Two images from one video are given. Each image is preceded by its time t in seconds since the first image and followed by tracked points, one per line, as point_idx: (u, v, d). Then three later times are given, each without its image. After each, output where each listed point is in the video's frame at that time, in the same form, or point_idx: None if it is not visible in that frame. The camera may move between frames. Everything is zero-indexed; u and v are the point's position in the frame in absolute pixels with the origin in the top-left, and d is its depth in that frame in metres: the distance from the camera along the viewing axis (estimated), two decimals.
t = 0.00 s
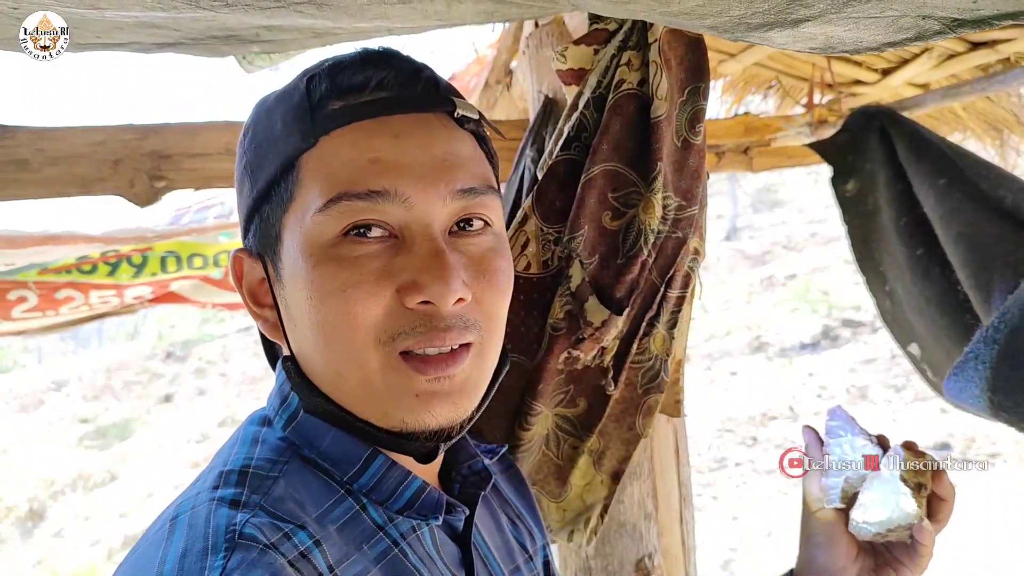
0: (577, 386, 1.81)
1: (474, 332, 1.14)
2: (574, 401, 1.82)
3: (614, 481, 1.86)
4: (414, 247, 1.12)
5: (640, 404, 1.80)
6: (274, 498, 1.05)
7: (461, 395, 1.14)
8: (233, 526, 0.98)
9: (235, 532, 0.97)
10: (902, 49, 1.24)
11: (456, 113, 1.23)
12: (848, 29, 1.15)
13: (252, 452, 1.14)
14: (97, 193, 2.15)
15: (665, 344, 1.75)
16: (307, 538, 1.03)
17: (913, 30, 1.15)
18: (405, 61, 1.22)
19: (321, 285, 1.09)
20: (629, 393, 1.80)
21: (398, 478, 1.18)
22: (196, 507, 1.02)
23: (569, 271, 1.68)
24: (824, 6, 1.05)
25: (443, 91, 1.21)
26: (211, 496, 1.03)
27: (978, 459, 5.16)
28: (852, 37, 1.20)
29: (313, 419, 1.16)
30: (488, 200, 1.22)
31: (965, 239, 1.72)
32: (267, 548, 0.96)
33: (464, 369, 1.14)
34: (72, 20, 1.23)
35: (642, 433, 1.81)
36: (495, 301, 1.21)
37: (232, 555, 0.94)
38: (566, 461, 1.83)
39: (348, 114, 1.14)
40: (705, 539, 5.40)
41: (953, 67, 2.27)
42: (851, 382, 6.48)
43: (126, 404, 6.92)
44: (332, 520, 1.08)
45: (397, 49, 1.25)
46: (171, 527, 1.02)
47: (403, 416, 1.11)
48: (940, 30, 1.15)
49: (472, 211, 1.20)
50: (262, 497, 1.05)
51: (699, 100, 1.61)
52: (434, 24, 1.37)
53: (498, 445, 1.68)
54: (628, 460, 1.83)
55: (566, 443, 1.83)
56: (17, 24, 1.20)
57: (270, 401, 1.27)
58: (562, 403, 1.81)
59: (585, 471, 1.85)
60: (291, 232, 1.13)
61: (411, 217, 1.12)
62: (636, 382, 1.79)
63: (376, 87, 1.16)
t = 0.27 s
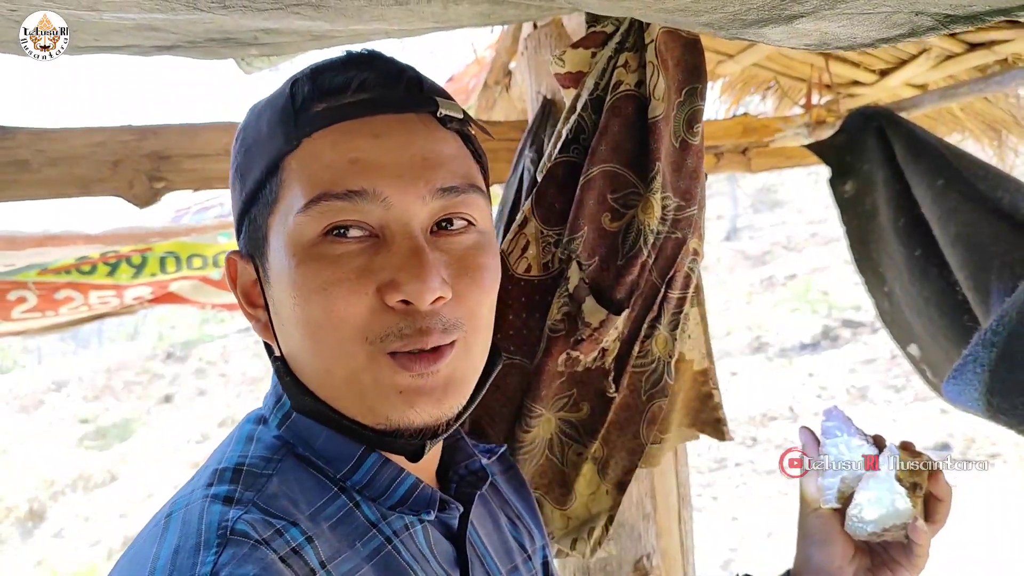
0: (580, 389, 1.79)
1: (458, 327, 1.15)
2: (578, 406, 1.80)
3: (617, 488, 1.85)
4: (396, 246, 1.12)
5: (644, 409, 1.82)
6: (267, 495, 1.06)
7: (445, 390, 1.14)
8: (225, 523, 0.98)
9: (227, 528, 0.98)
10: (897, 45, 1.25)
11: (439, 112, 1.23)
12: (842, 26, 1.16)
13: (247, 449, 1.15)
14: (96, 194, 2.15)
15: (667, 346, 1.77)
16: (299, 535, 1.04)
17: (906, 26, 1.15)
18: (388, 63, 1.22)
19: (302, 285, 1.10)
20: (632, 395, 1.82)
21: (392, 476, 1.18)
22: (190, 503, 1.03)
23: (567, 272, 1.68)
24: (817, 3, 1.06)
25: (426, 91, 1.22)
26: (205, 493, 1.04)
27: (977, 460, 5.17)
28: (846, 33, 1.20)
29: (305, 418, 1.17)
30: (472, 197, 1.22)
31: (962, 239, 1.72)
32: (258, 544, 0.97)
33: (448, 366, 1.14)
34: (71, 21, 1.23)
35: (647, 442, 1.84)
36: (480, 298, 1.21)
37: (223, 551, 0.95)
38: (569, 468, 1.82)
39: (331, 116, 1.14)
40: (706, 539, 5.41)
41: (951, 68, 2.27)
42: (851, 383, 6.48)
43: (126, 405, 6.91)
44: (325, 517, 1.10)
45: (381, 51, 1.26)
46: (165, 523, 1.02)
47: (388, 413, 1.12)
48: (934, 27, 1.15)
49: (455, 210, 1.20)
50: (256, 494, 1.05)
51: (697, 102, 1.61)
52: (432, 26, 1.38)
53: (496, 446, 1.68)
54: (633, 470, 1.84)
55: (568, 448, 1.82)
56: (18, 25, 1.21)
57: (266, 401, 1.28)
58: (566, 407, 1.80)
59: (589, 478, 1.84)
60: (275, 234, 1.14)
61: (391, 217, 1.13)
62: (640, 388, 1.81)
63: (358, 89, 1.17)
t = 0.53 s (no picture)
0: (576, 389, 1.81)
1: (450, 335, 1.15)
2: (574, 405, 1.82)
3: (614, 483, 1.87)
4: (390, 252, 1.12)
5: (639, 408, 1.80)
6: (265, 493, 1.07)
7: (437, 398, 1.14)
8: (222, 519, 0.98)
9: (223, 524, 0.98)
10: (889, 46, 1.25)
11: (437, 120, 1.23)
12: (834, 26, 1.16)
13: (248, 448, 1.16)
14: (95, 196, 2.16)
15: (662, 348, 1.76)
16: (295, 532, 1.04)
17: (898, 27, 1.15)
18: (389, 70, 1.22)
19: (297, 290, 1.11)
20: (627, 396, 1.80)
21: (388, 476, 1.19)
22: (189, 499, 1.04)
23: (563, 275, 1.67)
24: (809, 4, 1.06)
25: (425, 99, 1.22)
26: (204, 489, 1.05)
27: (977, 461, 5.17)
28: (839, 34, 1.20)
29: (303, 419, 1.17)
30: (469, 205, 1.22)
31: (961, 242, 1.73)
32: (253, 540, 0.97)
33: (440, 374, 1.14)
34: (72, 21, 1.21)
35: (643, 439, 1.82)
36: (476, 306, 1.21)
37: (218, 546, 0.94)
38: (568, 465, 1.83)
39: (329, 123, 1.15)
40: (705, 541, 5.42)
41: (948, 70, 2.27)
42: (851, 384, 6.48)
43: (125, 406, 6.91)
44: (322, 516, 1.10)
45: (384, 59, 1.26)
46: (163, 519, 1.03)
47: (380, 419, 1.13)
48: (925, 28, 1.15)
49: (450, 218, 1.19)
50: (254, 491, 1.06)
51: (694, 106, 1.60)
52: (429, 30, 1.39)
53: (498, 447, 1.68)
54: (630, 465, 1.84)
55: (567, 447, 1.83)
56: (17, 24, 1.18)
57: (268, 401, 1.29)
58: (562, 406, 1.81)
59: (587, 475, 1.86)
60: (274, 238, 1.15)
61: (385, 224, 1.13)
62: (635, 387, 1.80)
63: (356, 96, 1.17)
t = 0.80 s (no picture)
0: (570, 390, 1.79)
1: (447, 341, 1.16)
2: (569, 405, 1.81)
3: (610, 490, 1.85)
4: (390, 259, 1.13)
5: (633, 412, 1.80)
6: (265, 492, 1.07)
7: (433, 403, 1.15)
8: (222, 517, 0.99)
9: (223, 522, 0.98)
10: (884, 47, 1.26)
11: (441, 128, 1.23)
12: (828, 27, 1.17)
13: (250, 447, 1.17)
14: (95, 198, 2.16)
15: (654, 351, 1.76)
16: (294, 531, 1.05)
17: (891, 27, 1.16)
18: (395, 79, 1.23)
19: (298, 295, 1.12)
20: (621, 399, 1.80)
21: (387, 477, 1.19)
22: (191, 498, 1.04)
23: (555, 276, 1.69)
24: (803, 3, 1.07)
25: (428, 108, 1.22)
26: (206, 488, 1.05)
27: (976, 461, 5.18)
28: (832, 35, 1.21)
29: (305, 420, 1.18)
30: (471, 213, 1.22)
31: (954, 242, 1.73)
32: (252, 538, 0.98)
33: (437, 380, 1.15)
34: (72, 21, 1.20)
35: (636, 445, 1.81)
36: (475, 313, 1.21)
37: (218, 543, 0.95)
38: (564, 466, 1.83)
39: (333, 131, 1.16)
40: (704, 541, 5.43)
41: (945, 72, 2.28)
42: (850, 384, 6.49)
43: (125, 406, 6.90)
44: (322, 515, 1.11)
45: (390, 67, 1.26)
46: (166, 517, 1.04)
47: (377, 424, 1.14)
48: (918, 28, 1.16)
49: (451, 227, 1.19)
50: (255, 490, 1.07)
51: (687, 112, 1.60)
52: (427, 32, 1.39)
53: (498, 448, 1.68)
54: (625, 471, 1.83)
55: (563, 447, 1.83)
56: (18, 23, 1.18)
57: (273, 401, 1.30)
58: (557, 407, 1.81)
59: (584, 479, 1.85)
60: (277, 243, 1.17)
61: (386, 231, 1.14)
62: (629, 391, 1.80)
63: (361, 105, 1.18)
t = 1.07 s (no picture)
0: (565, 391, 1.79)
1: (462, 328, 1.17)
2: (565, 408, 1.81)
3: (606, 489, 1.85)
4: (403, 251, 1.15)
5: (630, 415, 1.79)
6: (271, 490, 1.08)
7: (450, 390, 1.16)
8: (228, 514, 1.00)
9: (230, 518, 0.99)
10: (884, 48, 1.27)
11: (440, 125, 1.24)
12: (830, 29, 1.17)
13: (256, 446, 1.17)
14: (95, 200, 2.16)
15: (649, 355, 1.77)
16: (299, 528, 1.05)
17: (892, 28, 1.17)
18: (392, 78, 1.24)
19: (312, 290, 1.12)
20: (616, 403, 1.81)
21: (392, 475, 1.20)
22: (197, 496, 1.05)
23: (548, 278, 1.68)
24: (805, 5, 1.07)
25: (428, 104, 1.24)
26: (213, 486, 1.06)
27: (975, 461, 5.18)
28: (833, 37, 1.22)
29: (313, 416, 1.19)
30: (476, 205, 1.24)
31: (946, 242, 1.74)
32: (258, 535, 0.99)
33: (452, 368, 1.16)
34: (72, 22, 1.15)
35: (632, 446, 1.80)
36: (485, 302, 1.23)
37: (224, 539, 0.96)
38: (560, 468, 1.82)
39: (338, 129, 1.17)
40: (703, 540, 5.44)
41: (943, 74, 2.29)
42: (849, 384, 6.50)
43: (124, 407, 6.90)
44: (327, 512, 1.11)
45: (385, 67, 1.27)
46: (173, 514, 1.04)
47: (395, 415, 1.14)
48: (920, 28, 1.16)
49: (459, 218, 1.21)
50: (261, 488, 1.07)
51: (683, 117, 1.60)
52: (427, 40, 1.40)
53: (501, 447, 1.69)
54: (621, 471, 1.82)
55: (559, 448, 1.82)
56: (17, 25, 1.15)
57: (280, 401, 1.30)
58: (552, 408, 1.80)
59: (581, 480, 1.84)
60: (286, 242, 1.17)
61: (398, 223, 1.15)
62: (625, 394, 1.80)
63: (364, 103, 1.19)
